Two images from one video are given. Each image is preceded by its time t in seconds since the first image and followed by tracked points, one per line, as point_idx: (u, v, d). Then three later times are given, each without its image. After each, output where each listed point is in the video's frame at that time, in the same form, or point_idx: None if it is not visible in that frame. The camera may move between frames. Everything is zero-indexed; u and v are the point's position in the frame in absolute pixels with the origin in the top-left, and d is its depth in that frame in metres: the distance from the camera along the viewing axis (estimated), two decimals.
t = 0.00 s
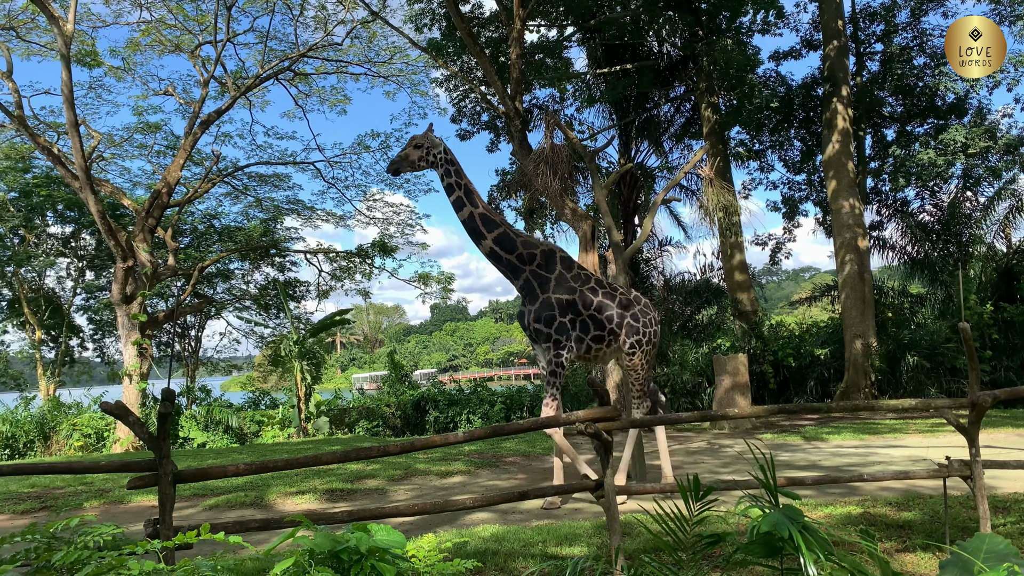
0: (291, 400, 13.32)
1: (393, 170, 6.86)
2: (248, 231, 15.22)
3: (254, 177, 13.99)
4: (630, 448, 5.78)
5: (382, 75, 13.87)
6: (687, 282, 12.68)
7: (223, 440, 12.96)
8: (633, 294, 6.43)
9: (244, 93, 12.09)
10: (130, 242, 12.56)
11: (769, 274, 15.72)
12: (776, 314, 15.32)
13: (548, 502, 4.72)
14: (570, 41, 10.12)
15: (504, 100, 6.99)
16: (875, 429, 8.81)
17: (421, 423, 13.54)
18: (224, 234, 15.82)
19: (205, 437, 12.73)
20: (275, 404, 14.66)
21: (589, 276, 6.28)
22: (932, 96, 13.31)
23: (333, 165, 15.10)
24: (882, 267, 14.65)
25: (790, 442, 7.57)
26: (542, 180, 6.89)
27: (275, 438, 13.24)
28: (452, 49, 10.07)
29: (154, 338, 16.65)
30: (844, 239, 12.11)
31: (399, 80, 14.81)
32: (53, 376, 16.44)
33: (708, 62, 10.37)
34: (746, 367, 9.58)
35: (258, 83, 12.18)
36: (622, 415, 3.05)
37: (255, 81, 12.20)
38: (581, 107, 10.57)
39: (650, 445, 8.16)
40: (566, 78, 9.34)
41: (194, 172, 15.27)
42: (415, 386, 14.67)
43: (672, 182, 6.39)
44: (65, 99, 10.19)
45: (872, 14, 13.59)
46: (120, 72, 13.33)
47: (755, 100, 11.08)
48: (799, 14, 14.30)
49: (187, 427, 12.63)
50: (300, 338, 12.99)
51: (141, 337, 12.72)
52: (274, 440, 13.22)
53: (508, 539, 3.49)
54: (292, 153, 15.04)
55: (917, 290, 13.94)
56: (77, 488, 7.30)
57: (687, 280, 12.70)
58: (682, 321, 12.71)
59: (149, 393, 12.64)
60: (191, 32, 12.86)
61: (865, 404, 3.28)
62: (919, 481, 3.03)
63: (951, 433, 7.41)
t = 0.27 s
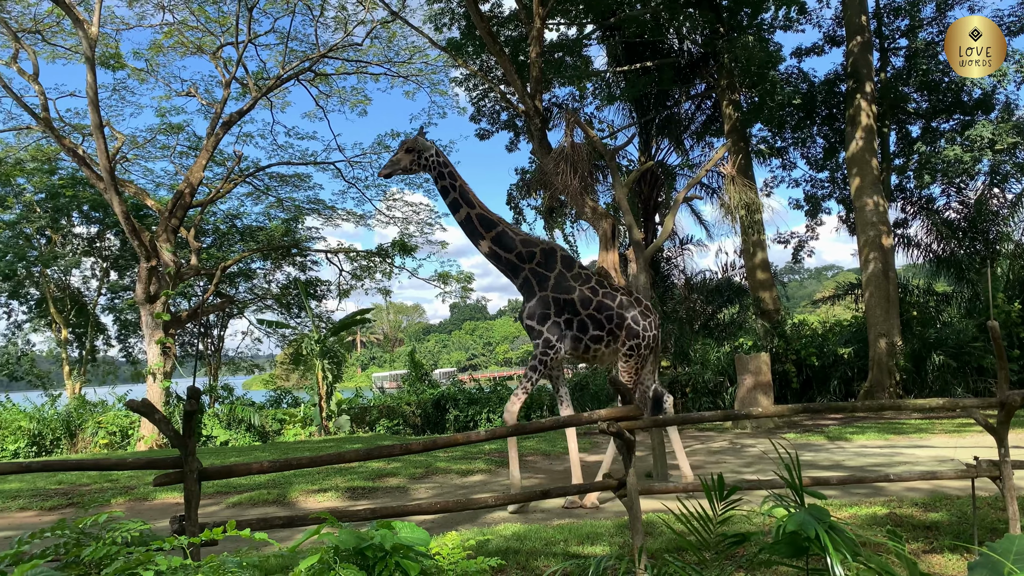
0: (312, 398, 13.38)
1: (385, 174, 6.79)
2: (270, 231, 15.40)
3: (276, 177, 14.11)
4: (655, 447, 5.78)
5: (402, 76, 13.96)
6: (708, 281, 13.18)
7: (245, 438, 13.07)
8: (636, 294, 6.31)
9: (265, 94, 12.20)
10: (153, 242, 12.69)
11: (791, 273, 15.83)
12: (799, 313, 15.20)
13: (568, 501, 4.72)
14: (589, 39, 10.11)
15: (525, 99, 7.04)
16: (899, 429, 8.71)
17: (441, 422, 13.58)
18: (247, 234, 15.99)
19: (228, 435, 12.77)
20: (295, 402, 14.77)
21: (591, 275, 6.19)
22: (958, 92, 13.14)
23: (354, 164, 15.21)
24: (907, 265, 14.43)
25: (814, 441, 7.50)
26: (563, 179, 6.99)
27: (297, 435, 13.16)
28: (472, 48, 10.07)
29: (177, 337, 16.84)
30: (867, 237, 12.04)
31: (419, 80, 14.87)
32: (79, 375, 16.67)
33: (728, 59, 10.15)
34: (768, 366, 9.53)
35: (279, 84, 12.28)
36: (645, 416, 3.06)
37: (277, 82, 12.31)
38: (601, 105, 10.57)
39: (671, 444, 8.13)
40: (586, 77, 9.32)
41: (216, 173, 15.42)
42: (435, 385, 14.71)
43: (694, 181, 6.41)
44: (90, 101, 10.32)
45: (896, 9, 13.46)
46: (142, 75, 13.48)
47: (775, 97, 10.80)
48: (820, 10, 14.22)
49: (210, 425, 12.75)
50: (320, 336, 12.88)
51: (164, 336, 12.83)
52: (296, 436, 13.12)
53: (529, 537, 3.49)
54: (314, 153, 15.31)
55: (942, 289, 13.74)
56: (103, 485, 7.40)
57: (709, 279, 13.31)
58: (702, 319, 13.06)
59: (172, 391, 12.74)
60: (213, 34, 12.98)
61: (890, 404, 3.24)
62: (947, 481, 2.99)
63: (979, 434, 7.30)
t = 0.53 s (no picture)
0: (333, 397, 13.41)
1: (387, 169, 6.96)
2: (292, 231, 15.55)
3: (297, 178, 14.22)
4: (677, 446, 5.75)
5: (421, 76, 14.02)
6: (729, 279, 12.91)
7: (268, 437, 13.19)
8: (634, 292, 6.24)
9: (286, 95, 12.28)
10: (176, 243, 12.80)
11: (814, 270, 15.80)
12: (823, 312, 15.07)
13: (590, 501, 4.70)
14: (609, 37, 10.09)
15: (545, 98, 7.04)
16: (925, 429, 8.60)
17: (461, 421, 13.61)
18: (268, 235, 16.23)
19: (251, 433, 12.86)
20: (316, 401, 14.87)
21: (586, 277, 6.17)
22: (984, 88, 13.14)
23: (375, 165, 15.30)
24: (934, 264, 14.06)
25: (838, 441, 7.43)
26: (583, 177, 6.89)
27: (318, 435, 13.50)
28: (492, 47, 10.07)
29: (200, 337, 17.03)
30: (892, 235, 11.94)
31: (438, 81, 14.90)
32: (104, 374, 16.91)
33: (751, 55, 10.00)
34: (791, 365, 9.49)
35: (299, 85, 12.37)
36: (667, 415, 3.06)
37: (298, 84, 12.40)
38: (621, 103, 10.57)
39: (693, 444, 8.09)
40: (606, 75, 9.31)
41: (238, 174, 15.57)
42: (456, 384, 14.75)
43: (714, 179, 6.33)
44: (114, 104, 10.44)
45: (921, 4, 13.31)
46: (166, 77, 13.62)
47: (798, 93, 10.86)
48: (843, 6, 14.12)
49: (234, 423, 12.88)
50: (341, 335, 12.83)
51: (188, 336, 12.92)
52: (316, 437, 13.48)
53: (551, 536, 3.49)
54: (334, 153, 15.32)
55: (969, 287, 13.54)
56: (129, 483, 7.49)
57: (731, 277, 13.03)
58: (724, 319, 12.83)
59: (195, 390, 12.87)
60: (234, 36, 13.09)
61: (918, 404, 3.20)
62: (976, 482, 2.95)
63: (1007, 434, 7.19)
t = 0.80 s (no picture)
0: (355, 396, 13.50)
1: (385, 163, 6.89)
2: (313, 231, 15.66)
3: (318, 178, 14.32)
4: (698, 445, 5.74)
5: (441, 75, 14.07)
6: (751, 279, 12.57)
7: (289, 435, 13.29)
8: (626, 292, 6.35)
9: (308, 95, 12.35)
10: (199, 243, 12.92)
11: (838, 270, 15.61)
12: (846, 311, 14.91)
13: (610, 501, 4.69)
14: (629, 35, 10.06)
15: (564, 97, 7.01)
16: (950, 430, 8.49)
17: (481, 420, 13.63)
18: (290, 234, 16.40)
19: (273, 432, 13.04)
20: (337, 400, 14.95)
21: (578, 277, 6.28)
22: (1012, 84, 13.07)
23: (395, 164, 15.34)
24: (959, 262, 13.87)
25: (863, 442, 7.35)
26: (604, 175, 6.89)
27: (340, 434, 13.57)
28: (511, 47, 10.02)
29: (223, 336, 17.22)
30: (918, 233, 11.80)
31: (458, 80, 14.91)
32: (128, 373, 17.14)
33: (773, 53, 9.87)
34: (814, 365, 9.45)
35: (320, 86, 12.44)
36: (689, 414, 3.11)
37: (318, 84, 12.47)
38: (642, 101, 10.54)
39: (715, 444, 8.04)
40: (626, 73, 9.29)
41: (260, 175, 15.72)
42: (475, 383, 14.78)
43: (736, 178, 6.31)
44: (138, 106, 10.57)
45: None
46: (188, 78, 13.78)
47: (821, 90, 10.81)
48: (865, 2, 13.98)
49: (256, 422, 13.01)
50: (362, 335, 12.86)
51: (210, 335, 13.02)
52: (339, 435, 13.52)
53: (572, 536, 3.49)
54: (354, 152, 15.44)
55: (996, 286, 13.32)
56: (153, 480, 7.58)
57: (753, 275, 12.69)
58: (747, 318, 12.68)
59: (217, 389, 12.99)
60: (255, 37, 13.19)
61: (945, 404, 3.16)
62: (1006, 483, 2.91)
63: None
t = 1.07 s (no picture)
0: (377, 395, 13.58)
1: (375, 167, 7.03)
2: (335, 232, 15.82)
3: (340, 179, 14.43)
4: (722, 446, 5.60)
5: (462, 76, 14.12)
6: (776, 279, 12.79)
7: (312, 435, 13.40)
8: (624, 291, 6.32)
9: (329, 97, 12.43)
10: (223, 243, 13.03)
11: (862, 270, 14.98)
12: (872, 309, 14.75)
13: (633, 501, 4.69)
14: (651, 33, 10.03)
15: (586, 95, 7.03)
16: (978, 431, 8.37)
17: (503, 420, 13.65)
18: (313, 235, 16.57)
19: (296, 431, 13.27)
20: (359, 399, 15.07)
21: (577, 275, 6.33)
22: None
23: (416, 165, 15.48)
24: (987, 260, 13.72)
25: (890, 443, 7.26)
26: (626, 175, 6.86)
27: (363, 433, 13.68)
28: (533, 46, 10.03)
29: (246, 336, 17.41)
30: (945, 231, 11.61)
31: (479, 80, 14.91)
32: (154, 373, 17.44)
33: (797, 50, 9.82)
34: (840, 364, 9.37)
35: (341, 87, 12.51)
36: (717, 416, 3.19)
37: (340, 85, 12.55)
38: (664, 99, 10.50)
39: (740, 444, 8.00)
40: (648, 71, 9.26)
41: (283, 176, 15.86)
42: (497, 383, 14.82)
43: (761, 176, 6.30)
44: (163, 108, 10.69)
45: None
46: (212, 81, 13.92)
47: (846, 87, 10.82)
48: None
49: (280, 421, 13.17)
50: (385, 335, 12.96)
51: (235, 335, 13.14)
52: (361, 434, 13.63)
53: (597, 536, 3.52)
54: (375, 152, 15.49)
55: None
56: (180, 479, 7.69)
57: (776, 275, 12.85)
58: (770, 317, 12.64)
59: (242, 388, 13.12)
60: (277, 39, 13.30)
61: (976, 404, 3.12)
62: None
63: None
